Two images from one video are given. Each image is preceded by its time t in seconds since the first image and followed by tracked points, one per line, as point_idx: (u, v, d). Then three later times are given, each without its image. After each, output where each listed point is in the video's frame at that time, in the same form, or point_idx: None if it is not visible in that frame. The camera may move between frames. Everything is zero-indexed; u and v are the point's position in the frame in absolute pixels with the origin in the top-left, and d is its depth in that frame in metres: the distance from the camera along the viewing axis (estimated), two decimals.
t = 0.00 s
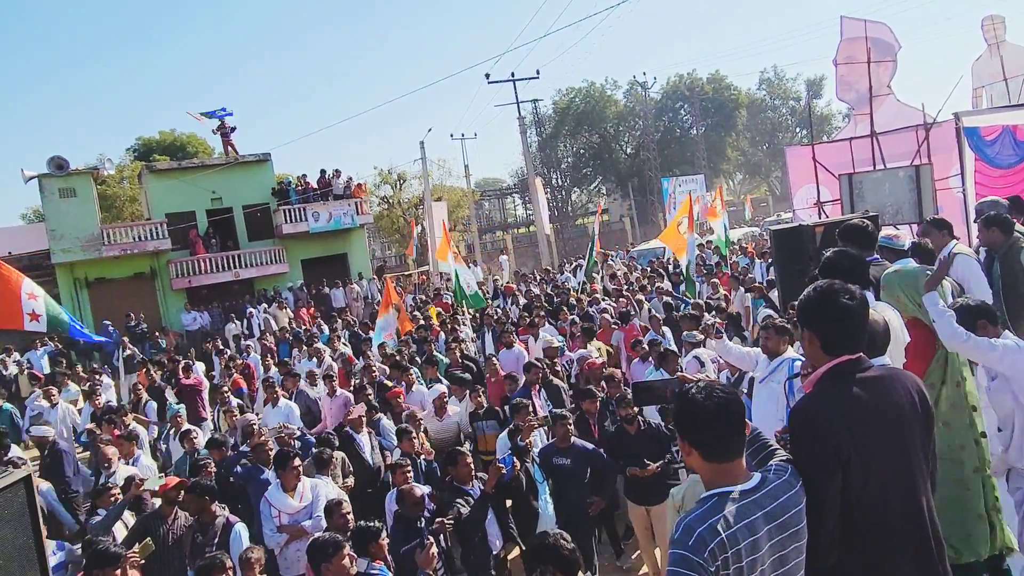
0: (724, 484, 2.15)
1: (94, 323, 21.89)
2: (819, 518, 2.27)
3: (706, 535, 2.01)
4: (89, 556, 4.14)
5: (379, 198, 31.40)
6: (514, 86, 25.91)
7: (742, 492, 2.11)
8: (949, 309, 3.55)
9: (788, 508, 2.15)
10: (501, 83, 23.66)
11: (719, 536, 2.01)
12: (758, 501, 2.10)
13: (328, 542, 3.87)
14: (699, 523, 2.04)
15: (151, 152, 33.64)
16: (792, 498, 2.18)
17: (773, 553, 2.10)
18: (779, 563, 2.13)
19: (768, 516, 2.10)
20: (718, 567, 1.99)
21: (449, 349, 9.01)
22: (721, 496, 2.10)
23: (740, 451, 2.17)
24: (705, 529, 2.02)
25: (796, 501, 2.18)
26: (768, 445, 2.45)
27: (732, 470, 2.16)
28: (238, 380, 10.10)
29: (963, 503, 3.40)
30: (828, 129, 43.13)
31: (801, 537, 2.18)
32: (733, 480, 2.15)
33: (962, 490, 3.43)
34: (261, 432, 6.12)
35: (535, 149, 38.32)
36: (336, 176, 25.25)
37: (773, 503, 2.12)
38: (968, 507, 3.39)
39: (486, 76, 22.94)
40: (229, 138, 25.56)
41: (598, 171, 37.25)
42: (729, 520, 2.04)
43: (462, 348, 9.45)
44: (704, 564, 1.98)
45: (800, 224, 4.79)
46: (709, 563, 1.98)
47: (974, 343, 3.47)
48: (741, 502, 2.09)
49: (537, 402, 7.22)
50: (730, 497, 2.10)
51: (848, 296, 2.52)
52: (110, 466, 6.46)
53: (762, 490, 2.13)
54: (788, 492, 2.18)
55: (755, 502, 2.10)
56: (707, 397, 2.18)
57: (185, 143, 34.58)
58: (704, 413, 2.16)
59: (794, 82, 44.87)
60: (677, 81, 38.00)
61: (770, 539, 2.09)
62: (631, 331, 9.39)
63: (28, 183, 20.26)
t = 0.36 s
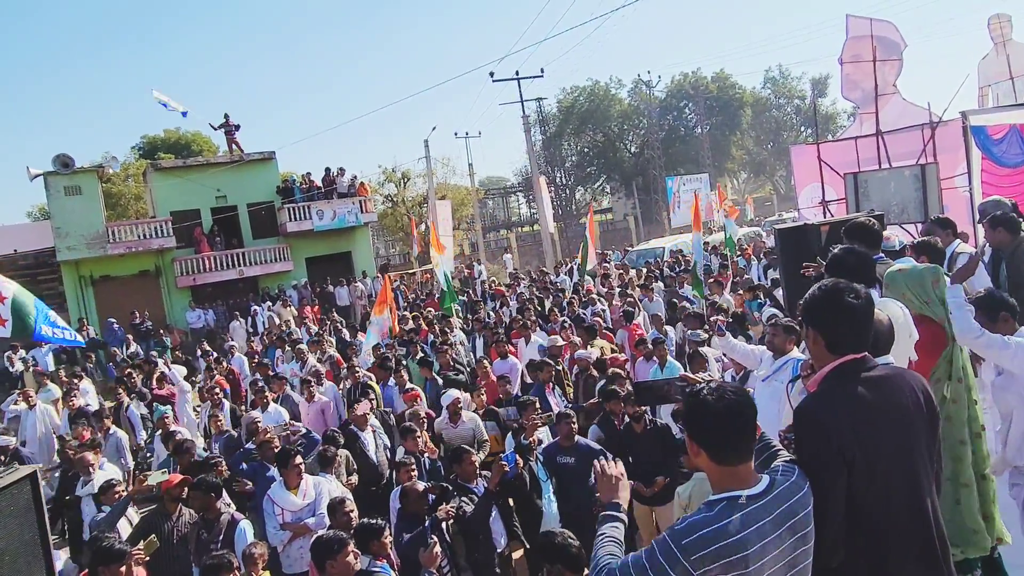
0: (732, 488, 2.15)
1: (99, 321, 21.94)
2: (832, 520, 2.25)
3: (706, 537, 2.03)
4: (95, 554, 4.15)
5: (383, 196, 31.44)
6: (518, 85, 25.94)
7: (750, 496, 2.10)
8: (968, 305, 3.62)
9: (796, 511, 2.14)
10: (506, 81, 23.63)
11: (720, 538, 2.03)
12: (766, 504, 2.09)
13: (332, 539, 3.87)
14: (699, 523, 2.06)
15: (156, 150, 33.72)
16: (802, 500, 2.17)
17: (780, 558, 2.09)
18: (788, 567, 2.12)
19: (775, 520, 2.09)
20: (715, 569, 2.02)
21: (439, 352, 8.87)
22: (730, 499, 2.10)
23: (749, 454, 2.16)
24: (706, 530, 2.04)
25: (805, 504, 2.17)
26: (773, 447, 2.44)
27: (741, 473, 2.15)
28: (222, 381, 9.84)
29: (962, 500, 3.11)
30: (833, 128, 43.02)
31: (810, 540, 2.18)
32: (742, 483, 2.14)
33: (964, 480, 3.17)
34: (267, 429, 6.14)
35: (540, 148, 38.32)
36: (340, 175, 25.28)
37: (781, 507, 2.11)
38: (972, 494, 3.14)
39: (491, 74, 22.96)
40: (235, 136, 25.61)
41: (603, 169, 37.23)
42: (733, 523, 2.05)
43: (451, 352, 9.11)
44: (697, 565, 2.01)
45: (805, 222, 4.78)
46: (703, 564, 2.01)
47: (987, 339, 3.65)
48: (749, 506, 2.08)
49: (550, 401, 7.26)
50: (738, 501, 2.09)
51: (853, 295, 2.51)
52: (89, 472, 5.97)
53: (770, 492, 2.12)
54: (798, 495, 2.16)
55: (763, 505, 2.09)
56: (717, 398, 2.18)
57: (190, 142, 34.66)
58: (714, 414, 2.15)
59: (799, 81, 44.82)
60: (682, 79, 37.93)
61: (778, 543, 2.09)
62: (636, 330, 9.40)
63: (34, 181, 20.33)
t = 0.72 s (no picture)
0: (742, 486, 2.16)
1: (110, 318, 22.07)
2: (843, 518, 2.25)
3: (703, 525, 2.09)
4: (109, 549, 4.16)
5: (392, 194, 31.52)
6: (527, 83, 25.94)
7: (759, 497, 2.10)
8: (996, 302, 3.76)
9: (807, 515, 2.11)
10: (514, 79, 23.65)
11: (716, 529, 2.08)
12: (776, 505, 2.09)
13: (342, 537, 3.88)
14: (700, 508, 2.12)
15: (166, 147, 33.87)
16: (814, 504, 2.14)
17: (785, 560, 2.09)
18: (794, 569, 2.11)
19: (782, 523, 2.08)
20: (706, 552, 2.11)
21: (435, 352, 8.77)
22: (739, 496, 2.11)
23: (763, 454, 2.16)
24: (705, 517, 2.10)
25: (817, 509, 2.14)
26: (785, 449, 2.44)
27: (752, 473, 2.15)
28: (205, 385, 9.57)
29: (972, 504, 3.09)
30: (843, 126, 42.80)
31: (818, 543, 2.15)
32: (752, 483, 2.15)
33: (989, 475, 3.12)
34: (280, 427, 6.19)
35: (548, 146, 38.27)
36: (349, 173, 25.35)
37: (790, 511, 2.09)
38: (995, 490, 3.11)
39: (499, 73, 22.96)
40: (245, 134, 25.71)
41: (611, 168, 37.18)
42: (734, 520, 2.07)
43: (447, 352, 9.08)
44: (686, 539, 2.13)
45: (815, 220, 4.76)
46: (693, 542, 2.12)
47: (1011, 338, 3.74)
48: (757, 507, 2.08)
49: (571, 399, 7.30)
50: (750, 500, 2.09)
51: (862, 295, 2.50)
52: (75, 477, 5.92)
53: (782, 494, 2.12)
54: (809, 499, 2.13)
55: (770, 507, 2.08)
56: (732, 397, 2.18)
57: (199, 139, 34.79)
58: (728, 412, 2.16)
59: (808, 79, 44.64)
60: (691, 77, 37.79)
61: (783, 546, 2.08)
62: (645, 329, 9.38)
63: (46, 178, 20.46)
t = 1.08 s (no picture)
0: (757, 485, 2.15)
1: (121, 314, 22.21)
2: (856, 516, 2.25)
3: (716, 523, 2.09)
4: (119, 547, 4.18)
5: (401, 192, 31.59)
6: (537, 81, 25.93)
7: (772, 497, 2.10)
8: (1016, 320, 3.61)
9: (820, 514, 2.11)
10: (524, 78, 23.63)
11: (729, 527, 2.08)
12: (788, 505, 2.08)
13: (350, 534, 3.89)
14: (713, 507, 2.12)
15: (177, 145, 34.04)
16: (827, 503, 2.13)
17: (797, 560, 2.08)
18: (805, 569, 2.11)
19: (795, 523, 2.07)
20: (718, 550, 2.10)
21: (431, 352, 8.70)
22: (753, 495, 2.11)
23: (777, 453, 2.15)
24: (718, 515, 2.10)
25: (830, 509, 2.13)
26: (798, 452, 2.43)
27: (766, 471, 2.14)
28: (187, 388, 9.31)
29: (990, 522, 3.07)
30: (854, 125, 42.55)
31: (831, 544, 2.14)
32: (767, 482, 2.14)
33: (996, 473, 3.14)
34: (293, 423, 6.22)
35: (557, 144, 38.23)
36: (359, 170, 25.41)
37: (804, 511, 2.08)
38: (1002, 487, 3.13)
39: (509, 71, 22.97)
40: (256, 132, 25.81)
41: (620, 166, 37.11)
42: (746, 519, 2.07)
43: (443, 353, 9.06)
44: (698, 536, 2.12)
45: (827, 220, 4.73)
46: (705, 539, 2.11)
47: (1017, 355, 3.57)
48: (772, 507, 2.08)
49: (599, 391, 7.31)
50: (761, 499, 2.10)
51: (873, 295, 2.49)
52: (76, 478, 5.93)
53: (796, 494, 2.11)
54: (822, 500, 2.13)
55: (783, 507, 2.08)
56: (747, 394, 2.18)
57: (210, 137, 34.95)
58: (743, 409, 2.15)
59: (820, 77, 44.40)
60: (702, 76, 37.61)
61: (796, 548, 2.07)
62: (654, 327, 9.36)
63: (58, 175, 20.60)
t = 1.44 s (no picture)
0: (765, 484, 2.13)
1: (128, 309, 22.29)
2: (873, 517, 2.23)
3: (725, 524, 2.08)
4: (125, 541, 4.18)
5: (407, 188, 31.61)
6: (544, 79, 25.89)
7: (782, 496, 2.08)
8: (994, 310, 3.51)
9: (830, 514, 2.09)
10: (531, 75, 23.59)
11: (738, 528, 2.06)
12: (799, 505, 2.06)
13: (356, 530, 3.89)
14: (722, 507, 2.11)
15: (185, 140, 34.14)
16: (838, 502, 2.11)
17: (811, 560, 2.07)
18: (816, 569, 2.09)
19: (805, 523, 2.05)
20: (728, 551, 2.09)
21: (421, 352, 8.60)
22: (762, 495, 2.10)
23: (788, 451, 2.13)
24: (728, 517, 2.08)
25: (842, 508, 2.11)
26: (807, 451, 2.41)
27: (776, 469, 2.13)
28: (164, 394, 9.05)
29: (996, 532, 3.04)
30: (863, 124, 42.37)
31: (843, 543, 2.13)
32: (777, 481, 2.12)
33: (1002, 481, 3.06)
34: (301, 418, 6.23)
35: (564, 142, 38.22)
36: (365, 167, 25.42)
37: (814, 511, 2.07)
38: (1009, 496, 3.06)
39: (516, 68, 22.92)
40: (263, 128, 25.84)
41: (627, 164, 37.07)
42: (757, 520, 2.05)
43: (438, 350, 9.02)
44: (706, 538, 2.11)
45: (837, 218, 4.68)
46: (715, 540, 2.10)
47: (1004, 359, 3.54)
48: (783, 508, 2.06)
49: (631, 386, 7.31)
50: (769, 498, 2.08)
51: (882, 294, 2.47)
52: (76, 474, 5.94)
53: (806, 493, 2.09)
54: (834, 498, 2.11)
55: (793, 507, 2.06)
56: (756, 391, 2.16)
57: (218, 133, 35.03)
58: (752, 407, 2.14)
59: (828, 76, 44.22)
60: (709, 74, 37.43)
61: (808, 547, 2.06)
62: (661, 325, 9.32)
63: (66, 170, 20.67)
